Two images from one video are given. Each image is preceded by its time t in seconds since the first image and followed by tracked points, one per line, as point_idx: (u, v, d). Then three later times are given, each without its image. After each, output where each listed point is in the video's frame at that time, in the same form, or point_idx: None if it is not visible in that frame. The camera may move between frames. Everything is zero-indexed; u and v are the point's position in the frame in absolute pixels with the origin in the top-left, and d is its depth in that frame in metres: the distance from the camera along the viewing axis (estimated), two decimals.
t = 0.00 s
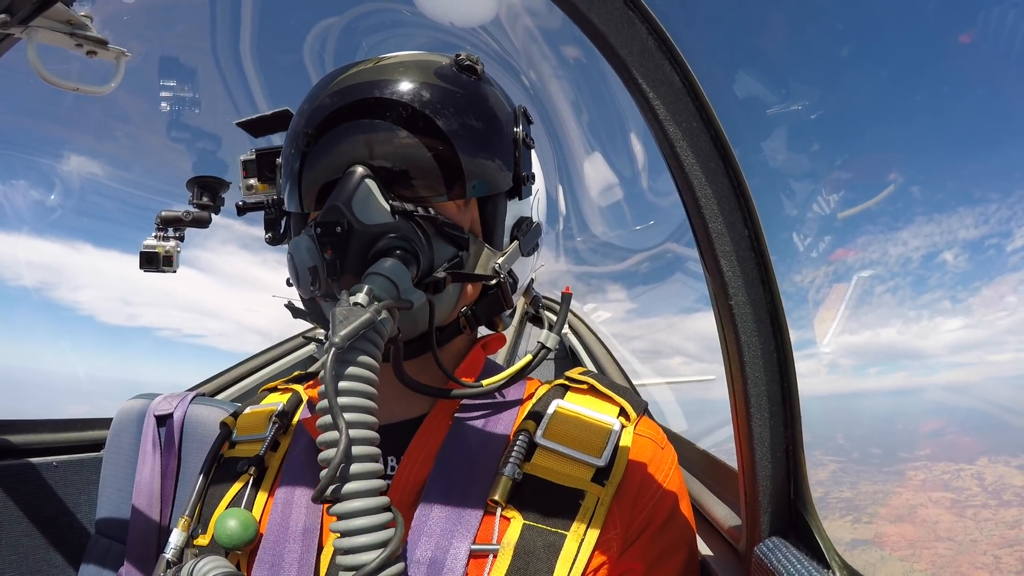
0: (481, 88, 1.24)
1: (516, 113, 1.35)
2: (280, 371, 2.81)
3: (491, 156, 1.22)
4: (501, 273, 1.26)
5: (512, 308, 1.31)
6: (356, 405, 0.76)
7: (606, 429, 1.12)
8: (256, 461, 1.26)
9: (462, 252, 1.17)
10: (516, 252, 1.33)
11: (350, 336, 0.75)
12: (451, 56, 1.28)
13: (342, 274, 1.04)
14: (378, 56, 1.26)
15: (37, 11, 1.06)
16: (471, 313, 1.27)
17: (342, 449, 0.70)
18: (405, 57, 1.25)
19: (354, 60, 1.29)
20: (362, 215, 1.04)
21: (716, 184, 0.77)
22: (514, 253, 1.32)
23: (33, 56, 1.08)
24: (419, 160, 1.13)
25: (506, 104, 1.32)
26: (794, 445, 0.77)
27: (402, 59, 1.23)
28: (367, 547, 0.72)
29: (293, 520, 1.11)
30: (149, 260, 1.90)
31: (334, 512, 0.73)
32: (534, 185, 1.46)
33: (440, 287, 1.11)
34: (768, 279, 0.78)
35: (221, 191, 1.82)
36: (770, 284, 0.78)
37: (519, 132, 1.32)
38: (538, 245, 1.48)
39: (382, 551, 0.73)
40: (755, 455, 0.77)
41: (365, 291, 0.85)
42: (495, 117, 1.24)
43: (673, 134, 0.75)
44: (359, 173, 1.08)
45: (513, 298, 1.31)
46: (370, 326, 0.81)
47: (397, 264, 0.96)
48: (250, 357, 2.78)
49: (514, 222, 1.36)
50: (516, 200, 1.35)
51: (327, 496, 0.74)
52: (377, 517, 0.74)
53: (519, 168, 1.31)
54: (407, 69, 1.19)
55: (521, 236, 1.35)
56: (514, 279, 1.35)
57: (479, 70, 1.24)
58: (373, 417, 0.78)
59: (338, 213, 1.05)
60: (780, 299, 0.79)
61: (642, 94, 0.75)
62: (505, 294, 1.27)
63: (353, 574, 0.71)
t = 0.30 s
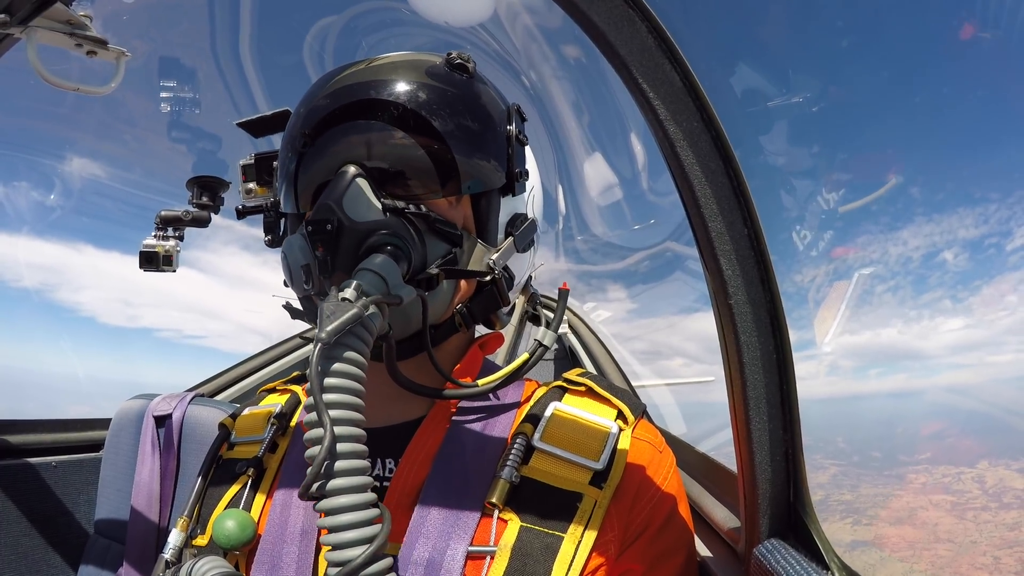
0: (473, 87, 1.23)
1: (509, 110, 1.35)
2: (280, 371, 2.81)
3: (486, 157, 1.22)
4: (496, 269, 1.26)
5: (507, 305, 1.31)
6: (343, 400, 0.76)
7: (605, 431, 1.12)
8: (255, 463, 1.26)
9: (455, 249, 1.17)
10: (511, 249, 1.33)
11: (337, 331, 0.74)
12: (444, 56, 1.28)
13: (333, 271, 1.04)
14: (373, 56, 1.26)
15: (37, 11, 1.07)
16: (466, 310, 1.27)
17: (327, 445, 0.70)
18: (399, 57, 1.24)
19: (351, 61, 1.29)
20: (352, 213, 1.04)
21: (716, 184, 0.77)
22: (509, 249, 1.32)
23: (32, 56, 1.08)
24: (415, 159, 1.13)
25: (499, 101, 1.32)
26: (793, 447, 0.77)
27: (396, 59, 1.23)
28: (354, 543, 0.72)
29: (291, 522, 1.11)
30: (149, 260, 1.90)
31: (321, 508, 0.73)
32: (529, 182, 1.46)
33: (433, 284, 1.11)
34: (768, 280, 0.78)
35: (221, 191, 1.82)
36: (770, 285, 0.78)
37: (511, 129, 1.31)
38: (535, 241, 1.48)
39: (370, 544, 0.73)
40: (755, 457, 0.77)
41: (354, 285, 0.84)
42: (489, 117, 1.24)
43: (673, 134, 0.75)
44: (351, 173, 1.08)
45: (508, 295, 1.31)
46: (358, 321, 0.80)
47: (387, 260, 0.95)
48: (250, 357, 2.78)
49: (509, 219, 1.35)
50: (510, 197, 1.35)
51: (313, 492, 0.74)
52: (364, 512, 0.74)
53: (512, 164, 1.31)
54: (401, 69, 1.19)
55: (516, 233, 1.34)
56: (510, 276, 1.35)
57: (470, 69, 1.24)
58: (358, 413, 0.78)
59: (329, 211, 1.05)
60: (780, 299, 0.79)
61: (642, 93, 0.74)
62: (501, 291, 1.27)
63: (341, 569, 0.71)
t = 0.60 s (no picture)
0: (473, 88, 1.23)
1: (510, 111, 1.35)
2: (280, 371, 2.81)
3: (486, 157, 1.22)
4: (496, 270, 1.26)
5: (507, 305, 1.30)
6: (340, 399, 0.76)
7: (605, 428, 1.11)
8: (255, 461, 1.25)
9: (455, 249, 1.17)
10: (511, 250, 1.32)
11: (334, 330, 0.75)
12: (443, 57, 1.28)
13: (333, 271, 1.04)
14: (372, 57, 1.26)
15: (36, 11, 1.07)
16: (466, 310, 1.27)
17: (325, 442, 0.70)
18: (399, 58, 1.24)
19: (351, 62, 1.29)
20: (351, 213, 1.04)
21: (716, 184, 0.77)
22: (509, 250, 1.32)
23: (32, 56, 1.08)
24: (414, 160, 1.13)
25: (499, 102, 1.32)
26: (794, 445, 0.77)
27: (396, 60, 1.23)
28: (351, 538, 0.72)
29: (291, 520, 1.11)
30: (149, 260, 1.90)
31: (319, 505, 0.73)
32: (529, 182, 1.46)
33: (432, 284, 1.11)
34: (768, 279, 0.78)
35: (220, 191, 1.82)
36: (770, 284, 0.78)
37: (511, 129, 1.31)
38: (535, 241, 1.48)
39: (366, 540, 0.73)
40: (755, 454, 0.77)
41: (352, 285, 0.84)
42: (489, 117, 1.24)
43: (673, 134, 0.75)
44: (350, 173, 1.08)
45: (508, 296, 1.31)
46: (355, 320, 0.80)
47: (386, 260, 0.95)
48: (250, 357, 2.78)
49: (509, 219, 1.35)
50: (509, 198, 1.34)
51: (310, 489, 0.74)
52: (361, 508, 0.74)
53: (511, 165, 1.31)
54: (402, 71, 1.19)
55: (516, 233, 1.34)
56: (510, 276, 1.35)
57: (470, 70, 1.24)
58: (357, 410, 0.78)
59: (327, 211, 1.05)
60: (780, 298, 0.79)
61: (642, 94, 0.74)
62: (501, 291, 1.27)
63: (336, 565, 0.71)
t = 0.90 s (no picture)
0: (471, 88, 1.23)
1: (508, 111, 1.35)
2: (280, 371, 2.81)
3: (485, 158, 1.22)
4: (494, 270, 1.26)
5: (506, 306, 1.30)
6: (336, 400, 0.76)
7: (605, 432, 1.11)
8: (255, 461, 1.25)
9: (454, 249, 1.17)
10: (510, 250, 1.32)
11: (330, 331, 0.75)
12: (441, 57, 1.28)
13: (331, 271, 1.04)
14: (371, 58, 1.26)
15: (36, 11, 1.07)
16: (465, 311, 1.27)
17: (320, 443, 0.70)
18: (397, 59, 1.24)
19: (351, 63, 1.29)
20: (349, 213, 1.04)
21: (715, 183, 0.77)
22: (508, 250, 1.31)
23: (32, 56, 1.08)
24: (413, 161, 1.13)
25: (497, 102, 1.32)
26: (793, 447, 0.77)
27: (394, 61, 1.23)
28: (348, 539, 0.72)
29: (290, 521, 1.11)
30: (149, 261, 1.90)
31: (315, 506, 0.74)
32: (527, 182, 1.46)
33: (430, 284, 1.12)
34: (768, 280, 0.78)
35: (220, 191, 1.82)
36: (770, 285, 0.78)
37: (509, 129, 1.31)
38: (534, 242, 1.47)
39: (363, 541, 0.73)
40: (755, 456, 0.77)
41: (349, 285, 0.84)
42: (488, 118, 1.24)
43: (673, 134, 0.75)
44: (348, 173, 1.08)
45: (507, 297, 1.30)
46: (352, 321, 0.80)
47: (383, 261, 0.95)
48: (250, 357, 2.78)
49: (507, 219, 1.35)
50: (507, 197, 1.34)
51: (306, 491, 0.74)
52: (358, 509, 0.75)
53: (509, 164, 1.30)
54: (400, 72, 1.19)
55: (514, 233, 1.34)
56: (508, 277, 1.35)
57: (467, 70, 1.24)
58: (352, 412, 0.78)
59: (325, 212, 1.05)
60: (780, 299, 0.79)
61: (641, 93, 0.74)
62: (500, 291, 1.27)
63: (333, 566, 0.71)
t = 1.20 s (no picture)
0: (462, 89, 1.23)
1: (499, 109, 1.34)
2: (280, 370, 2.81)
3: (480, 159, 1.22)
4: (490, 267, 1.26)
5: (503, 303, 1.30)
6: (331, 396, 0.76)
7: (604, 431, 1.11)
8: (255, 460, 1.25)
9: (448, 248, 1.17)
10: (506, 246, 1.32)
11: (323, 327, 0.74)
12: (434, 59, 1.27)
13: (325, 272, 1.05)
14: (365, 62, 1.26)
15: (35, 11, 1.07)
16: (462, 309, 1.26)
17: (314, 438, 0.70)
18: (391, 62, 1.24)
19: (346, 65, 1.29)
20: (342, 214, 1.05)
21: (716, 183, 0.77)
22: (503, 247, 1.31)
23: (32, 56, 1.08)
24: (408, 164, 1.13)
25: (488, 101, 1.31)
26: (794, 445, 0.77)
27: (389, 64, 1.23)
28: (343, 534, 0.73)
29: (289, 520, 1.11)
30: (149, 260, 1.89)
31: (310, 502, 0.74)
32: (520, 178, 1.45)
33: (425, 283, 1.11)
34: (768, 278, 0.78)
35: (220, 191, 1.82)
36: (770, 284, 0.78)
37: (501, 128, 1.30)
38: (530, 239, 1.47)
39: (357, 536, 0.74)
40: (756, 454, 0.77)
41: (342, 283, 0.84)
42: (482, 120, 1.24)
43: (673, 133, 0.75)
44: (341, 175, 1.09)
45: (504, 294, 1.30)
46: (344, 317, 0.80)
47: (377, 259, 0.95)
48: (250, 357, 2.78)
49: (500, 217, 1.35)
50: (501, 194, 1.34)
51: (301, 487, 0.74)
52: (352, 504, 0.75)
53: (502, 161, 1.29)
54: (394, 74, 1.19)
55: (509, 231, 1.33)
56: (506, 275, 1.36)
57: (458, 70, 1.24)
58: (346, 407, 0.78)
59: (318, 213, 1.06)
60: (780, 297, 0.79)
61: (642, 92, 0.74)
62: (497, 289, 1.26)
63: (329, 562, 0.71)
